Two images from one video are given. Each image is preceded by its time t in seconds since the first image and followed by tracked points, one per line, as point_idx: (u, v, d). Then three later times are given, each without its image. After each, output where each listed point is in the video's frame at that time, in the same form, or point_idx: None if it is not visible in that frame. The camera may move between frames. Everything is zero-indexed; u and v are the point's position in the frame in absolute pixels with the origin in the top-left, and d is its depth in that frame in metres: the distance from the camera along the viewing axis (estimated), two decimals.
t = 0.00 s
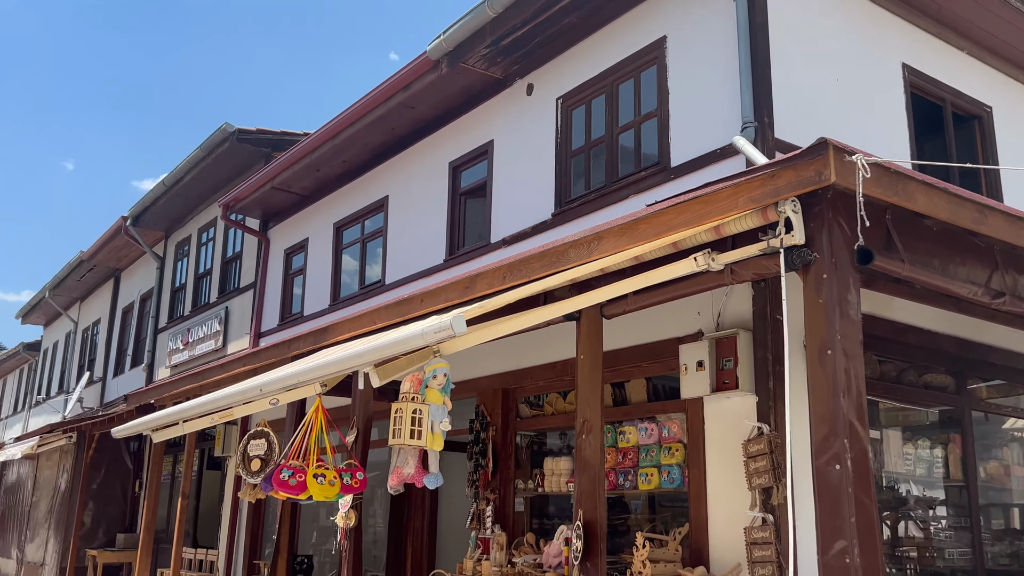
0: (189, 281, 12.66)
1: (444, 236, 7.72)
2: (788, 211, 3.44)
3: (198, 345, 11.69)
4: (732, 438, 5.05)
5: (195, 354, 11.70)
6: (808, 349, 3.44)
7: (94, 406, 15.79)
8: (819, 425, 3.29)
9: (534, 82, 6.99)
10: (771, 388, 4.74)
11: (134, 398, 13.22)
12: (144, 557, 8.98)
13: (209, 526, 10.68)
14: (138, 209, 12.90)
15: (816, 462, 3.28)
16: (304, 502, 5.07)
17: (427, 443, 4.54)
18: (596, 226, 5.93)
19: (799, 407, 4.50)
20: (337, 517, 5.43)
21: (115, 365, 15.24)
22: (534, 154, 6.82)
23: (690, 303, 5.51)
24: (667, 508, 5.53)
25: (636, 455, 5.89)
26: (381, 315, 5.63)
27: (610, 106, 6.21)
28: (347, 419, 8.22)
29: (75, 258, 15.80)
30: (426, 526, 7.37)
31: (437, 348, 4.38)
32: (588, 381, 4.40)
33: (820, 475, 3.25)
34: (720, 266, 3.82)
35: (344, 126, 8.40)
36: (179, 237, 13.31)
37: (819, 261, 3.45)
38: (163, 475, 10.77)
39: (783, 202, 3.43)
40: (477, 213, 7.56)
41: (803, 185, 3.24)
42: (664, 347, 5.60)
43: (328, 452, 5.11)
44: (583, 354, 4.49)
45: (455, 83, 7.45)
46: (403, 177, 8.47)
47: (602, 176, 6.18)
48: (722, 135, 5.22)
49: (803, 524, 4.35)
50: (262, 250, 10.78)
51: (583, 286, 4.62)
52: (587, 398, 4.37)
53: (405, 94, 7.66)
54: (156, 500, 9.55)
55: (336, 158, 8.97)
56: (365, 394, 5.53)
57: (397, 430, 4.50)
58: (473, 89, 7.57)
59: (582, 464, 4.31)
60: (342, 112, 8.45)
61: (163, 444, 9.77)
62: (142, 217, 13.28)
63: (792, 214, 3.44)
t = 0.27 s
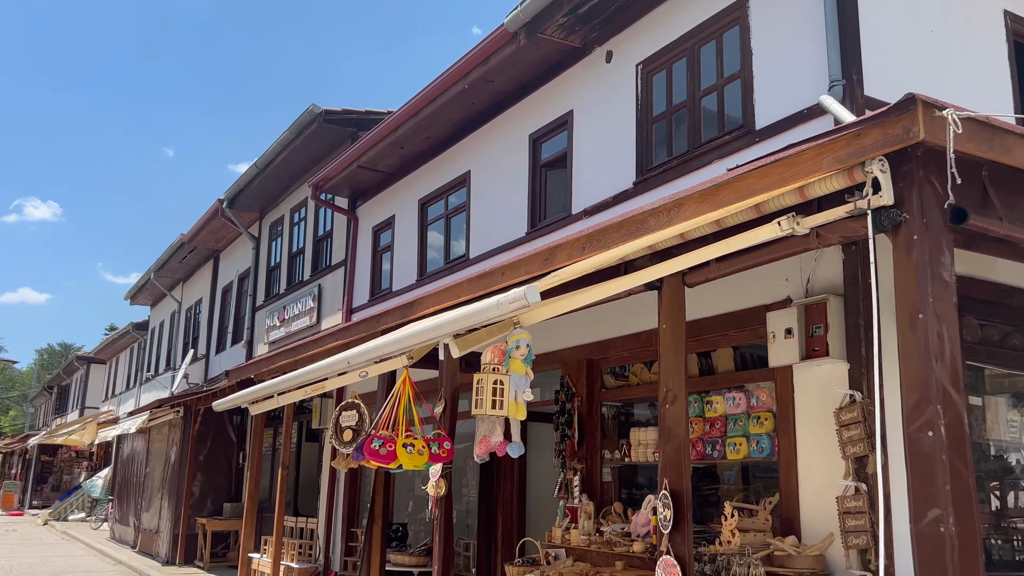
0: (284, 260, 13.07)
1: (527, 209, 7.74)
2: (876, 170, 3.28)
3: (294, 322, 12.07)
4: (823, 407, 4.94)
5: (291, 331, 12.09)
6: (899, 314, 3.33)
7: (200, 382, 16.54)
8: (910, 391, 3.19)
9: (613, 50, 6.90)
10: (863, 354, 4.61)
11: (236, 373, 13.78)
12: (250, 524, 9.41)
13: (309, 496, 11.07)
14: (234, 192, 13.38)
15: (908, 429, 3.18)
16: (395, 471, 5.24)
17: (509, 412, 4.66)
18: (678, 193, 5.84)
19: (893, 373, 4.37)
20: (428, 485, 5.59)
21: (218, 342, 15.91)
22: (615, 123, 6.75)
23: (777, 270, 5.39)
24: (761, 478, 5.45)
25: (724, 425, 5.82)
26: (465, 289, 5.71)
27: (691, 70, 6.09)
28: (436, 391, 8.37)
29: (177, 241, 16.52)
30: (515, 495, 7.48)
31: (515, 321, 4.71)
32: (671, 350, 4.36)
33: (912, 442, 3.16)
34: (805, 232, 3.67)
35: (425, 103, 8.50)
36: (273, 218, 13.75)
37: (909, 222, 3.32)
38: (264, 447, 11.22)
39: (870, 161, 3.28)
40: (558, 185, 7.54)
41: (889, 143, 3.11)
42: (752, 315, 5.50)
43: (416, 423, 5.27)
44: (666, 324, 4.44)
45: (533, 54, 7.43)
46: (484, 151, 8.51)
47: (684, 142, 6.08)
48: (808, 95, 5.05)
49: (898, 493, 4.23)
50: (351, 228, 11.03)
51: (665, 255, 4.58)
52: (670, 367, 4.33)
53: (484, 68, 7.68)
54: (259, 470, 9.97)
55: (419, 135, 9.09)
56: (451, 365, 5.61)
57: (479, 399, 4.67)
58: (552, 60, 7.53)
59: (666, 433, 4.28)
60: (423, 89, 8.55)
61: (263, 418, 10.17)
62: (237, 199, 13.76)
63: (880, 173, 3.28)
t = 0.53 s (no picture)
0: (374, 235, 13.36)
1: (611, 177, 7.69)
2: (974, 126, 3.14)
3: (386, 295, 12.35)
4: (922, 372, 4.78)
5: (384, 304, 12.37)
6: (1001, 274, 3.19)
7: (298, 355, 17.13)
8: (1013, 354, 3.07)
9: (697, 11, 6.76)
10: (964, 317, 4.45)
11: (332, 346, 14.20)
12: (349, 490, 9.77)
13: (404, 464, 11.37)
14: (325, 169, 13.72)
15: (1010, 394, 3.07)
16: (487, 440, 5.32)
17: (596, 381, 4.71)
18: (767, 156, 5.71)
19: (996, 336, 4.20)
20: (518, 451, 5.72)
21: (314, 316, 16.43)
22: (700, 86, 6.63)
23: (872, 232, 5.23)
24: (857, 446, 5.31)
25: (818, 392, 5.71)
26: (550, 259, 5.73)
27: (779, 28, 5.92)
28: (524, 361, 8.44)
29: (273, 218, 17.07)
30: (604, 462, 7.52)
31: (599, 289, 4.76)
32: (759, 317, 4.29)
33: (1015, 407, 3.05)
34: (899, 191, 3.56)
35: (507, 75, 8.51)
36: (363, 194, 14.05)
37: (1011, 178, 3.17)
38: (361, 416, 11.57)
39: (968, 117, 3.14)
40: (643, 151, 7.47)
41: (988, 97, 2.97)
42: (845, 279, 5.35)
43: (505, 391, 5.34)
44: (754, 290, 4.36)
45: (615, 19, 7.34)
46: (567, 120, 8.48)
47: (772, 103, 5.93)
48: (903, 48, 4.85)
49: (1003, 461, 4.08)
50: (438, 201, 11.17)
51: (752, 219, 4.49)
52: (759, 333, 4.26)
53: (565, 36, 7.63)
54: (356, 439, 10.32)
55: (503, 107, 9.12)
56: (537, 334, 5.69)
57: (564, 369, 4.72)
58: (634, 24, 7.42)
59: (755, 400, 4.23)
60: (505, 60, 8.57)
61: (359, 389, 10.49)
62: (329, 176, 14.11)
63: (978, 129, 3.14)
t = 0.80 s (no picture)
0: (459, 207, 13.48)
1: (696, 141, 7.53)
2: None
3: (471, 266, 12.45)
4: None
5: (469, 275, 12.48)
6: None
7: (387, 326, 17.50)
8: None
9: None
10: None
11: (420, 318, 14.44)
12: (440, 457, 9.98)
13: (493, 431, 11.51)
14: (409, 142, 13.88)
15: None
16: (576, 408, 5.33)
17: (684, 347, 4.70)
18: (860, 113, 5.50)
19: None
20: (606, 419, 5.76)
21: (402, 288, 16.72)
22: (789, 43, 6.42)
23: (975, 190, 5.00)
24: (962, 413, 5.13)
25: (917, 357, 5.51)
26: (634, 226, 5.68)
27: None
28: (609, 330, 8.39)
29: (361, 192, 17.40)
30: (692, 429, 7.45)
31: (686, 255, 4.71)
32: (855, 281, 4.16)
33: None
34: (1004, 146, 3.37)
35: (589, 40, 8.42)
36: (447, 166, 14.16)
37: None
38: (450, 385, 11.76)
39: None
40: (730, 113, 7.30)
41: None
42: (945, 240, 5.14)
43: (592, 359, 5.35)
44: (848, 251, 4.23)
45: None
46: (651, 84, 8.34)
47: (866, 58, 5.70)
48: None
49: None
50: (520, 170, 11.17)
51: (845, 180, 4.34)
52: (855, 298, 4.14)
53: None
54: (446, 408, 10.52)
55: (584, 73, 9.03)
56: (623, 302, 5.67)
57: (651, 335, 4.72)
58: None
59: (851, 365, 4.12)
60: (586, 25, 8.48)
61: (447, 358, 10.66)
62: (413, 149, 14.28)
63: None
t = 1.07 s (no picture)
0: (534, 179, 13.45)
1: (778, 105, 7.33)
2: None
3: (547, 239, 12.44)
4: None
5: (546, 247, 12.47)
6: None
7: (465, 299, 17.66)
8: None
9: None
10: None
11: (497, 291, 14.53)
12: (519, 428, 10.08)
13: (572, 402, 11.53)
14: (484, 116, 13.90)
15: None
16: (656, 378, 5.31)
17: (766, 319, 4.62)
18: (953, 71, 5.26)
19: None
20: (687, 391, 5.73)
21: (479, 261, 16.83)
22: None
23: None
24: None
25: (1015, 324, 5.27)
26: (714, 195, 5.59)
27: None
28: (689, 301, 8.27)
29: (437, 167, 17.54)
30: (776, 401, 7.32)
31: (768, 223, 4.61)
32: (947, 247, 4.01)
33: None
34: None
35: (665, 5, 8.26)
36: (521, 139, 14.14)
37: None
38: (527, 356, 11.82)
39: None
40: (813, 76, 7.07)
41: None
42: None
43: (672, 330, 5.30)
44: (940, 217, 4.08)
45: None
46: (730, 48, 8.14)
47: (959, 14, 5.45)
48: None
49: None
50: (596, 141, 11.07)
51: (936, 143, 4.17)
52: (947, 265, 4.00)
53: None
54: (525, 379, 10.60)
55: (661, 39, 8.87)
56: (703, 273, 5.60)
57: (733, 306, 4.65)
58: None
59: (942, 335, 3.98)
60: None
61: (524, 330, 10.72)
62: (488, 122, 14.31)
63: None
